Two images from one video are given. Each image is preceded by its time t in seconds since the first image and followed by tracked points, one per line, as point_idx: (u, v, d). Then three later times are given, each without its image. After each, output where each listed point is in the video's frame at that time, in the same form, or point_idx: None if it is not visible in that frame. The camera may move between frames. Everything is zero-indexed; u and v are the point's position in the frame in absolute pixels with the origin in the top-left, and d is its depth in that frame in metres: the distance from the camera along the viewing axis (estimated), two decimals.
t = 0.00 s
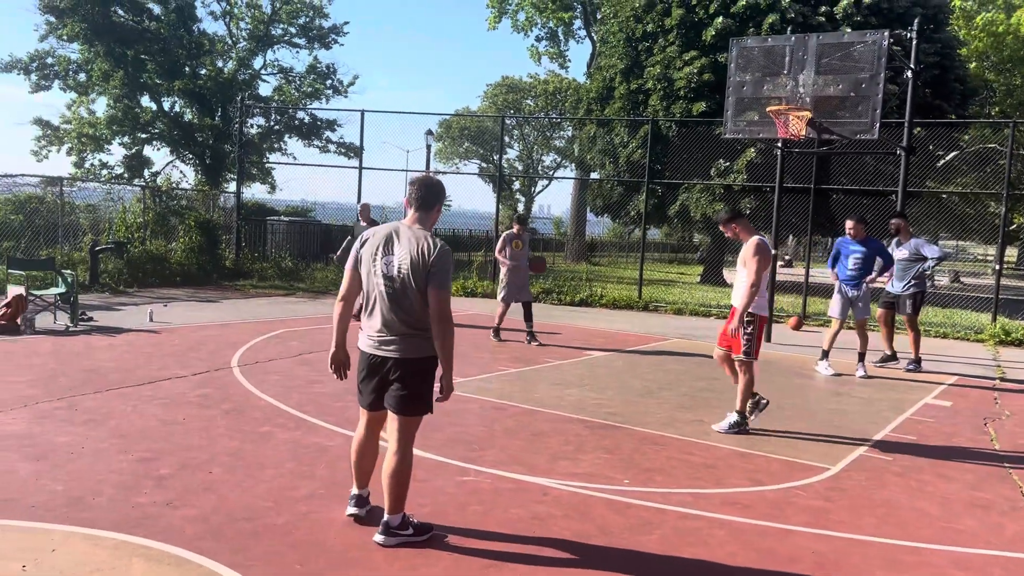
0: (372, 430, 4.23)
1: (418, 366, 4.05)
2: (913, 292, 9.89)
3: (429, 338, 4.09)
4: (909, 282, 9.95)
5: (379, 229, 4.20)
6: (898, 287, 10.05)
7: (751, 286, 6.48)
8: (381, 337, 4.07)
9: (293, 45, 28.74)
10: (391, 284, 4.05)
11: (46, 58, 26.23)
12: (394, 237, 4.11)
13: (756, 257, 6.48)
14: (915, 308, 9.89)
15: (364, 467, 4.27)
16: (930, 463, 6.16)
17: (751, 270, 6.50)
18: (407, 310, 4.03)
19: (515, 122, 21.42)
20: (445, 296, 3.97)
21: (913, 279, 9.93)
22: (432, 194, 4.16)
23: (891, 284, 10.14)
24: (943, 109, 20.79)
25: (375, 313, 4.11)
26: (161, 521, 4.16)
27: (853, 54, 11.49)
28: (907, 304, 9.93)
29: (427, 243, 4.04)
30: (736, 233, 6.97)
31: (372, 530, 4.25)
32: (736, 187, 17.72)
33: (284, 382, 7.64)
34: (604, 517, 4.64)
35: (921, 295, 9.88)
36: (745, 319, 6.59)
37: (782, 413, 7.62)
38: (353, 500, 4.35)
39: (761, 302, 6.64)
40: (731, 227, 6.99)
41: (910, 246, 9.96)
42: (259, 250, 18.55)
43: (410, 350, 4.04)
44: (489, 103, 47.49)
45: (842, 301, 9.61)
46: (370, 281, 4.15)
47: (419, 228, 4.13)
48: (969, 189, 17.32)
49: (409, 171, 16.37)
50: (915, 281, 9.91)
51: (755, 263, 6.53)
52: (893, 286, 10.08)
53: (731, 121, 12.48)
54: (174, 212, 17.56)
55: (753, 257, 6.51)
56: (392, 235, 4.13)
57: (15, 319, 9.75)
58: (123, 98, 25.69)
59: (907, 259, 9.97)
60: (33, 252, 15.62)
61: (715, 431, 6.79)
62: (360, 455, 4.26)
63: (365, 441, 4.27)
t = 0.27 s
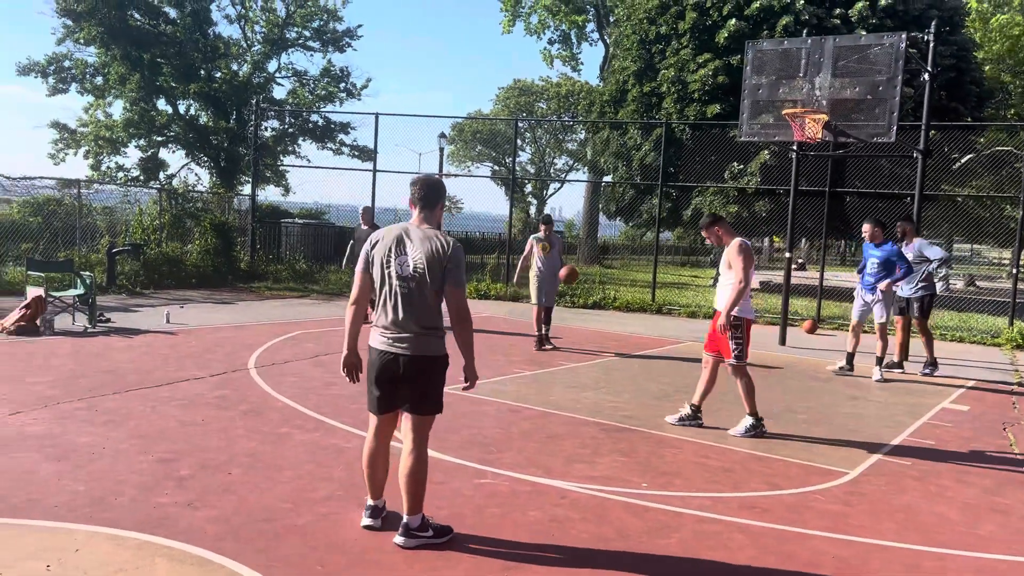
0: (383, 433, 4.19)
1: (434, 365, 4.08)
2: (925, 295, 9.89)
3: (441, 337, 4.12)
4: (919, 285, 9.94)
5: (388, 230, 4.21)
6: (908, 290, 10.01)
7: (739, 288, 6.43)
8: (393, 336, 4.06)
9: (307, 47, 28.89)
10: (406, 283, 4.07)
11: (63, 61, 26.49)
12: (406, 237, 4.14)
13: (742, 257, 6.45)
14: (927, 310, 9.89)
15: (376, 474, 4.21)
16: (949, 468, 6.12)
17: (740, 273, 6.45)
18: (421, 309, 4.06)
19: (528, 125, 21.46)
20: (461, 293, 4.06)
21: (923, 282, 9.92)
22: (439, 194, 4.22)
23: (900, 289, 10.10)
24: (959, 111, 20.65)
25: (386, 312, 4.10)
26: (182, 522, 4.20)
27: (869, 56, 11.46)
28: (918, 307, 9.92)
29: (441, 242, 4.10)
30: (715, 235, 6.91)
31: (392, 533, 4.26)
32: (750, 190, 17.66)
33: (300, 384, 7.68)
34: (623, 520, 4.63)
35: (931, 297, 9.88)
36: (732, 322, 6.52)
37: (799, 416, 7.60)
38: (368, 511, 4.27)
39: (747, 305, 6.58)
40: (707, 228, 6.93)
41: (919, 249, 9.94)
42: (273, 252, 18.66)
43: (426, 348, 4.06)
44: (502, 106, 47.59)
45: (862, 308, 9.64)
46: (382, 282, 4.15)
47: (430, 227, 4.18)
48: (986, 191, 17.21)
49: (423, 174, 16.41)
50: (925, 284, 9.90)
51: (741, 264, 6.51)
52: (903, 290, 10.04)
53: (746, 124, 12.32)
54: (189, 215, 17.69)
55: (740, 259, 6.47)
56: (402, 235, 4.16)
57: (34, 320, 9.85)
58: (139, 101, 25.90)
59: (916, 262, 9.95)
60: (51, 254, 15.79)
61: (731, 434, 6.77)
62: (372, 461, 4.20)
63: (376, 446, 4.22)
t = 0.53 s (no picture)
0: (387, 431, 4.15)
1: (435, 361, 4.03)
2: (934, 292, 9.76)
3: (442, 332, 4.08)
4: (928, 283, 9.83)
5: (381, 229, 4.16)
6: (916, 289, 9.91)
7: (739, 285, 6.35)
8: (394, 334, 4.02)
9: (313, 45, 28.86)
10: (403, 279, 4.02)
11: (69, 58, 26.52)
12: (399, 234, 4.09)
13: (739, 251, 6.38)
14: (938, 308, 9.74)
15: (382, 472, 4.17)
16: (962, 470, 6.05)
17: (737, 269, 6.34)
18: (420, 305, 4.01)
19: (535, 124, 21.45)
20: (457, 285, 4.02)
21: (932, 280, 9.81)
22: (429, 186, 4.15)
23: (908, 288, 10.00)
24: (969, 110, 20.53)
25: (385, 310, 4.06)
26: (188, 521, 4.16)
27: (879, 54, 11.37)
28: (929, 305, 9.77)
29: (434, 236, 4.05)
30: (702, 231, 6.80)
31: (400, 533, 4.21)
32: (758, 189, 17.58)
33: (307, 382, 7.64)
34: (633, 521, 4.58)
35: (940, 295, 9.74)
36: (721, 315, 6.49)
37: (809, 417, 7.53)
38: (375, 510, 4.24)
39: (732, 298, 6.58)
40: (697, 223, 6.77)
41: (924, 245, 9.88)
42: (279, 250, 18.71)
43: (427, 344, 4.01)
44: (508, 104, 47.53)
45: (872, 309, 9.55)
46: (380, 281, 4.11)
47: (422, 222, 4.13)
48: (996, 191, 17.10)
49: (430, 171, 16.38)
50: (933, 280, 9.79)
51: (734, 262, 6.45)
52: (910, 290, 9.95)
53: (756, 122, 12.29)
54: (195, 212, 17.67)
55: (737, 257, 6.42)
56: (395, 232, 4.11)
57: (40, 317, 9.83)
58: (145, 98, 25.91)
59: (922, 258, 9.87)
60: (57, 251, 15.77)
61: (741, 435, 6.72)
62: (376, 459, 4.16)
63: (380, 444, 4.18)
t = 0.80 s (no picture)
0: (390, 430, 4.12)
1: (434, 359, 4.01)
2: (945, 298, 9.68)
3: (439, 331, 4.06)
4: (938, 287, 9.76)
5: (375, 232, 4.18)
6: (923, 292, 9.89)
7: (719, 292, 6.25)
8: (391, 334, 4.02)
9: (317, 45, 28.88)
10: (397, 280, 4.02)
11: (73, 58, 26.54)
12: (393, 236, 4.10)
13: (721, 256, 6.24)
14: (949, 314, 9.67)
15: (386, 473, 4.14)
16: (968, 472, 6.03)
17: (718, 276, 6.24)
18: (414, 305, 4.00)
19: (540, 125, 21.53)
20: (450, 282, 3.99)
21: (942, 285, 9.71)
22: (420, 185, 4.14)
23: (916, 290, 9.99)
24: (973, 111, 20.51)
25: (382, 312, 4.07)
26: (194, 522, 4.16)
27: (884, 55, 11.40)
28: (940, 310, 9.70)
29: (426, 235, 4.04)
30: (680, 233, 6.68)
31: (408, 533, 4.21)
32: (762, 190, 17.57)
33: (311, 383, 7.64)
34: (640, 524, 4.57)
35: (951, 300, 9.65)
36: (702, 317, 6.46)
37: (815, 419, 7.52)
38: (380, 512, 4.22)
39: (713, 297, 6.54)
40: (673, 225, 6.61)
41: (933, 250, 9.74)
42: (283, 250, 18.93)
43: (424, 343, 3.99)
44: (510, 104, 47.55)
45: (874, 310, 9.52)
46: (377, 284, 4.12)
47: (415, 222, 4.13)
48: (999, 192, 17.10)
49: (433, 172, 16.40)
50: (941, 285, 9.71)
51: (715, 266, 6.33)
52: (920, 291, 9.96)
53: (759, 123, 12.20)
54: (199, 212, 17.70)
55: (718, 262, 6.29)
56: (388, 233, 4.12)
57: (44, 317, 9.84)
58: (149, 98, 25.92)
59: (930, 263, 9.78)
60: (62, 252, 15.76)
61: (746, 436, 6.71)
62: (381, 460, 4.13)
63: (383, 444, 4.15)
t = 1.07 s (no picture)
0: (393, 430, 4.12)
1: (436, 359, 4.01)
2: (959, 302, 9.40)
3: (440, 330, 4.06)
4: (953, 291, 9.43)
5: (379, 233, 4.20)
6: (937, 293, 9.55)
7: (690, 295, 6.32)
8: (392, 334, 4.02)
9: (319, 45, 28.89)
10: (399, 281, 4.03)
11: (75, 59, 26.58)
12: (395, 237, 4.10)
13: (696, 261, 6.30)
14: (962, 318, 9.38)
15: (390, 472, 4.14)
16: (970, 472, 6.03)
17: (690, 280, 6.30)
18: (416, 305, 4.00)
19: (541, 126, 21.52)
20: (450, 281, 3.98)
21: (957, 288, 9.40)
22: (423, 186, 4.14)
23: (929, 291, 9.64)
24: (975, 110, 20.50)
25: (385, 312, 4.08)
26: (197, 523, 4.17)
27: (886, 54, 11.40)
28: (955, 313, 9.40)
29: (428, 234, 4.03)
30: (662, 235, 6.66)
31: (417, 531, 4.24)
32: (764, 189, 17.55)
33: (313, 383, 7.65)
34: (643, 523, 4.57)
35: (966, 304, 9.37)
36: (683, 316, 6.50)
37: (818, 419, 7.51)
38: (383, 512, 4.22)
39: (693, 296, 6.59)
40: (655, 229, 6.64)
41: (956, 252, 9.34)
42: (286, 251, 18.90)
43: (425, 343, 3.99)
44: (512, 105, 47.60)
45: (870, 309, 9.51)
46: (379, 284, 4.14)
47: (418, 223, 4.13)
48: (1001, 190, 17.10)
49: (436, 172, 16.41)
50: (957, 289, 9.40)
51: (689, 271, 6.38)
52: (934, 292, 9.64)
53: (761, 123, 12.27)
54: (201, 212, 17.73)
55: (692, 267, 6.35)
56: (391, 234, 4.13)
57: (47, 317, 9.85)
58: (151, 99, 25.94)
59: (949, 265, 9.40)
60: (64, 252, 15.88)
61: (748, 436, 6.71)
62: (385, 460, 4.12)
63: (386, 444, 4.15)
